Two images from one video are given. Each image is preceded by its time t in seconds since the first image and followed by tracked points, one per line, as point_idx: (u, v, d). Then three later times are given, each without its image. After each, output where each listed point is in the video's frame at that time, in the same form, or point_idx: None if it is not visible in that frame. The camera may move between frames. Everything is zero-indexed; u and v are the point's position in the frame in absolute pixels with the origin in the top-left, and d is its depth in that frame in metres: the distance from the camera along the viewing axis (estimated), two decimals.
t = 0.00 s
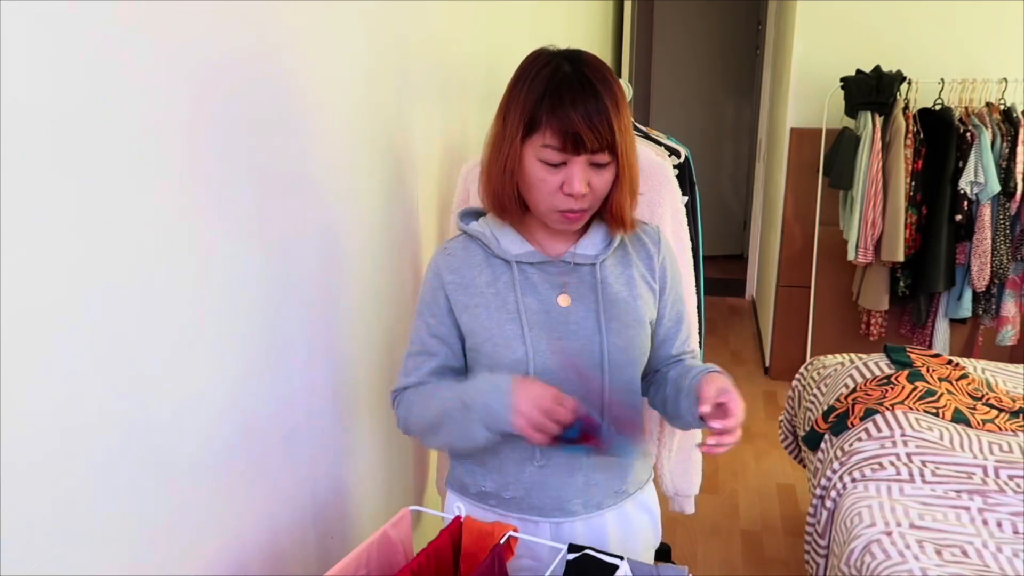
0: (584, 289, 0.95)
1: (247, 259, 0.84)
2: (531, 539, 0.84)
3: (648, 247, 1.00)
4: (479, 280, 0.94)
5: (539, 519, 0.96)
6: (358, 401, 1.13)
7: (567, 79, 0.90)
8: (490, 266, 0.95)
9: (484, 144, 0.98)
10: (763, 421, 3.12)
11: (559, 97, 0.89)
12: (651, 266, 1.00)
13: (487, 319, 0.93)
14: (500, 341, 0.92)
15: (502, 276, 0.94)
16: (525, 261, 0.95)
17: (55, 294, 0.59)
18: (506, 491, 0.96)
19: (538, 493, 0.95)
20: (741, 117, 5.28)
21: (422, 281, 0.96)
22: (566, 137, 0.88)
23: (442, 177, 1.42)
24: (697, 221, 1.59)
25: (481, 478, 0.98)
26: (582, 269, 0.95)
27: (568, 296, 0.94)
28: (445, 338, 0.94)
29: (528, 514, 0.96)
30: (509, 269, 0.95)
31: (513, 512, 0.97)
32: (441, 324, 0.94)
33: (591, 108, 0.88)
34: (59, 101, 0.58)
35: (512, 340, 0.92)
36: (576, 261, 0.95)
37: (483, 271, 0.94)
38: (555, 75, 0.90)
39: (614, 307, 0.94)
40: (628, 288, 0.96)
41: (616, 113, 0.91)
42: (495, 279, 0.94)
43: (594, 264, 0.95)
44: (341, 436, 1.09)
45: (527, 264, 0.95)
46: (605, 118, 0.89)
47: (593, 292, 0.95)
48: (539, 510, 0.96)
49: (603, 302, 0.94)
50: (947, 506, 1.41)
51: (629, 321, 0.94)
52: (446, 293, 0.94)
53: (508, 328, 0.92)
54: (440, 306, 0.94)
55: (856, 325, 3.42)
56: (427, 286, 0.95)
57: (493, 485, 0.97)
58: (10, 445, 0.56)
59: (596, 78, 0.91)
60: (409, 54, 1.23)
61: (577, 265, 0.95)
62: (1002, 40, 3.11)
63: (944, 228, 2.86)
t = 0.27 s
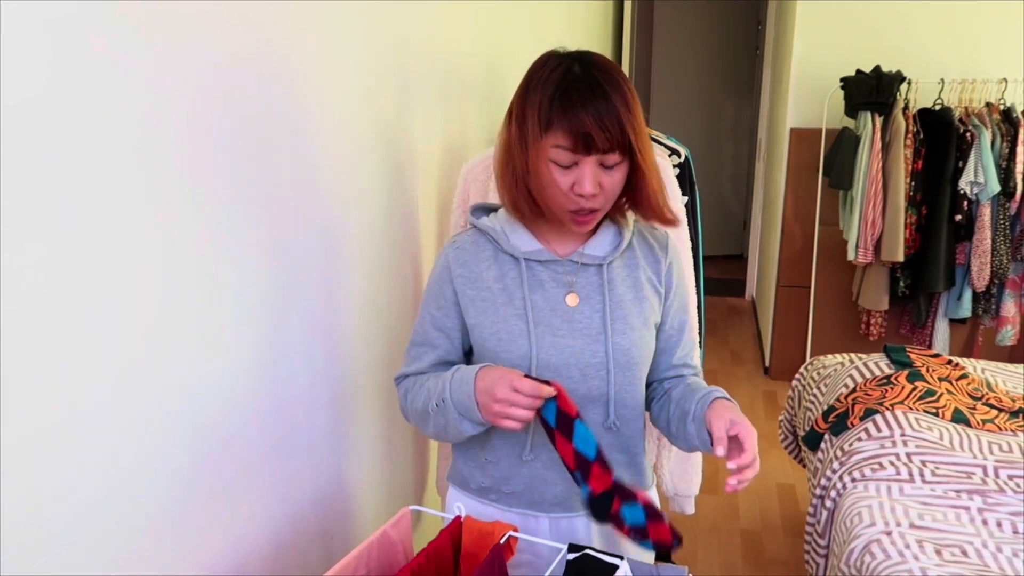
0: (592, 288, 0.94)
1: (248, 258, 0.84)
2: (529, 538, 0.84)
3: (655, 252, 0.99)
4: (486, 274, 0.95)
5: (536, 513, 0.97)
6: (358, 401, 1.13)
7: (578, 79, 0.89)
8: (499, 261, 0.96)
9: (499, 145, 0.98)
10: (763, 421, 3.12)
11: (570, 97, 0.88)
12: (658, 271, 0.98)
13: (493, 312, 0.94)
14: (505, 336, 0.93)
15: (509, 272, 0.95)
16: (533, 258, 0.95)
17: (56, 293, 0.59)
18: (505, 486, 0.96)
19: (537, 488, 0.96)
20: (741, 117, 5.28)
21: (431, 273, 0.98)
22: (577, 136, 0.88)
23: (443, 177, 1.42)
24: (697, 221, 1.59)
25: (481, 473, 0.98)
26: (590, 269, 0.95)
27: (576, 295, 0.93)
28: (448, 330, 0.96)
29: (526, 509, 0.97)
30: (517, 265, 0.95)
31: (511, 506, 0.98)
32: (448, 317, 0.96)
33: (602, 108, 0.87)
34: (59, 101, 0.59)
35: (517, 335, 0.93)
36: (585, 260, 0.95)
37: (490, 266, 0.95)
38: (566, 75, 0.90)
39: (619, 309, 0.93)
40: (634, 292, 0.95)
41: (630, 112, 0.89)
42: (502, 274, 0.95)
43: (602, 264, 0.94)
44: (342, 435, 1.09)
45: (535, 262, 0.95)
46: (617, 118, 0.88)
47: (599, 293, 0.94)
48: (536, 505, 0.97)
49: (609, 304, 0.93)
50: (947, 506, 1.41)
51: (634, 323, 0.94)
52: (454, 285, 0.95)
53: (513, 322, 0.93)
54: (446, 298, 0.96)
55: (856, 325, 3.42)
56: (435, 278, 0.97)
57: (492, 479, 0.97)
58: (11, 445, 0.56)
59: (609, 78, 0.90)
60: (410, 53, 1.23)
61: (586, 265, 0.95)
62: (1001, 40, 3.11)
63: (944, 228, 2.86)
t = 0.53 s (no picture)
0: (593, 289, 0.93)
1: (248, 258, 0.84)
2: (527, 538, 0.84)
3: (662, 255, 0.97)
4: (489, 271, 0.95)
5: (530, 513, 0.97)
6: (358, 401, 1.13)
7: (566, 76, 0.90)
8: (502, 258, 0.96)
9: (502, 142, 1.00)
10: (763, 421, 3.12)
11: (556, 94, 0.89)
12: (662, 275, 0.97)
13: (495, 309, 0.94)
14: (504, 333, 0.94)
15: (512, 270, 0.95)
16: (536, 257, 0.94)
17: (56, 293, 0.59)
18: (501, 482, 0.97)
19: (532, 487, 0.96)
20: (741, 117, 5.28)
21: (439, 270, 0.98)
22: (560, 134, 0.88)
23: (443, 176, 1.42)
24: (697, 221, 1.60)
25: (480, 468, 0.99)
26: (592, 270, 0.94)
27: (578, 295, 0.93)
28: (453, 327, 0.97)
29: (521, 508, 0.97)
30: (519, 263, 0.95)
31: (505, 503, 0.98)
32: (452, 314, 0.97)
33: (584, 105, 0.88)
34: (58, 100, 0.58)
35: (515, 333, 0.93)
36: (587, 261, 0.94)
37: (493, 263, 0.96)
38: (555, 73, 0.90)
39: (620, 311, 0.93)
40: (637, 295, 0.94)
41: (615, 109, 0.89)
42: (504, 272, 0.95)
43: (604, 266, 0.94)
44: (342, 435, 1.09)
45: (537, 260, 0.94)
46: (599, 115, 0.88)
47: (601, 295, 0.93)
48: (530, 504, 0.97)
49: (610, 306, 0.93)
50: (947, 506, 1.41)
51: (635, 326, 0.93)
52: (458, 281, 0.96)
53: (514, 320, 0.93)
54: (451, 296, 0.97)
55: (856, 325, 3.42)
56: (442, 274, 0.98)
57: (490, 474, 0.98)
58: (11, 445, 0.56)
59: (598, 75, 0.89)
60: (410, 53, 1.23)
61: (588, 266, 0.94)
62: (1001, 40, 3.11)
63: (944, 228, 2.86)
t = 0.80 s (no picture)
0: (593, 289, 0.93)
1: (248, 256, 0.84)
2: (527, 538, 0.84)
3: (663, 256, 0.96)
4: (492, 269, 0.96)
5: (530, 512, 0.97)
6: (358, 400, 1.13)
7: (557, 80, 0.89)
8: (504, 256, 0.96)
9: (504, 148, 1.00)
10: (763, 421, 3.12)
11: (546, 97, 0.89)
12: (664, 276, 0.96)
13: (496, 307, 0.94)
14: (504, 331, 0.94)
15: (513, 268, 0.95)
16: (536, 256, 0.95)
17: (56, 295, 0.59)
18: (500, 479, 0.97)
19: (531, 485, 0.96)
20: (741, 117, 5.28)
21: (445, 267, 0.99)
22: (550, 136, 0.88)
23: (443, 176, 1.42)
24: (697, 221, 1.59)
25: (481, 464, 0.99)
26: (592, 270, 0.94)
27: (578, 294, 0.93)
28: (457, 324, 0.97)
29: (521, 506, 0.97)
30: (520, 261, 0.95)
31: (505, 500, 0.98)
32: (456, 311, 0.97)
33: (571, 108, 0.87)
34: (59, 101, 0.58)
35: (515, 330, 0.93)
36: (587, 261, 0.94)
37: (495, 262, 0.96)
38: (547, 77, 0.90)
39: (620, 311, 0.92)
40: (637, 295, 0.93)
41: (606, 110, 0.88)
42: (506, 270, 0.95)
43: (604, 266, 0.93)
44: (342, 434, 1.09)
45: (538, 259, 0.95)
46: (586, 116, 0.87)
47: (600, 295, 0.93)
48: (529, 501, 0.97)
49: (609, 305, 0.92)
50: (947, 506, 1.41)
51: (635, 326, 0.92)
52: (461, 279, 0.97)
53: (514, 319, 0.93)
54: (454, 294, 0.97)
55: (856, 325, 3.42)
56: (447, 272, 0.98)
57: (490, 471, 0.98)
58: (14, 443, 0.56)
59: (587, 77, 0.88)
60: (410, 53, 1.23)
61: (588, 266, 0.94)
62: (1001, 40, 3.11)
63: (944, 228, 2.86)
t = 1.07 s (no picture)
0: (598, 289, 0.93)
1: (248, 255, 0.84)
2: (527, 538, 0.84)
3: (668, 253, 0.96)
4: (496, 270, 0.95)
5: (537, 509, 0.97)
6: (358, 400, 1.13)
7: (554, 84, 0.89)
8: (508, 257, 0.96)
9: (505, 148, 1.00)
10: (763, 421, 3.12)
11: (544, 101, 0.88)
12: (669, 273, 0.95)
13: (500, 308, 0.94)
14: (508, 332, 0.94)
15: (517, 269, 0.95)
16: (541, 257, 0.94)
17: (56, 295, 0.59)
18: (506, 477, 0.97)
19: (537, 483, 0.96)
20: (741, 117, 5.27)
21: (449, 266, 0.99)
22: (549, 143, 0.88)
23: (443, 176, 1.42)
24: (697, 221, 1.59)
25: (487, 462, 0.99)
26: (597, 270, 0.94)
27: (582, 294, 0.93)
28: (460, 325, 0.97)
29: (528, 502, 0.97)
30: (524, 262, 0.95)
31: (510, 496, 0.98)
32: (461, 312, 0.97)
33: (570, 113, 0.86)
34: (59, 102, 0.58)
35: (520, 331, 0.93)
36: (591, 261, 0.94)
37: (500, 263, 0.96)
38: (545, 80, 0.90)
39: (624, 310, 0.92)
40: (642, 294, 0.93)
41: (604, 115, 0.87)
42: (510, 271, 0.95)
43: (608, 265, 0.93)
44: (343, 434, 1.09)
45: (542, 260, 0.94)
46: (584, 122, 0.86)
47: (604, 294, 0.93)
48: (535, 499, 0.97)
49: (613, 305, 0.92)
50: (947, 506, 1.41)
51: (639, 325, 0.92)
52: (465, 279, 0.96)
53: (518, 319, 0.93)
54: (458, 294, 0.97)
55: (856, 325, 3.42)
56: (451, 272, 0.98)
57: (495, 468, 0.98)
58: (14, 443, 0.56)
59: (585, 80, 0.88)
60: (409, 53, 1.23)
61: (592, 266, 0.94)
62: (1001, 40, 3.11)
63: (944, 228, 2.86)
